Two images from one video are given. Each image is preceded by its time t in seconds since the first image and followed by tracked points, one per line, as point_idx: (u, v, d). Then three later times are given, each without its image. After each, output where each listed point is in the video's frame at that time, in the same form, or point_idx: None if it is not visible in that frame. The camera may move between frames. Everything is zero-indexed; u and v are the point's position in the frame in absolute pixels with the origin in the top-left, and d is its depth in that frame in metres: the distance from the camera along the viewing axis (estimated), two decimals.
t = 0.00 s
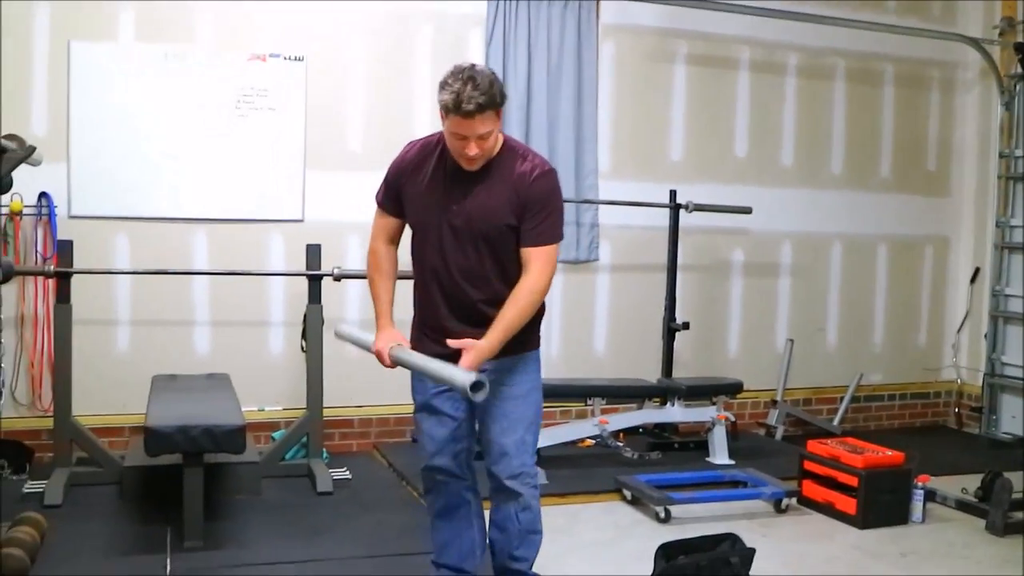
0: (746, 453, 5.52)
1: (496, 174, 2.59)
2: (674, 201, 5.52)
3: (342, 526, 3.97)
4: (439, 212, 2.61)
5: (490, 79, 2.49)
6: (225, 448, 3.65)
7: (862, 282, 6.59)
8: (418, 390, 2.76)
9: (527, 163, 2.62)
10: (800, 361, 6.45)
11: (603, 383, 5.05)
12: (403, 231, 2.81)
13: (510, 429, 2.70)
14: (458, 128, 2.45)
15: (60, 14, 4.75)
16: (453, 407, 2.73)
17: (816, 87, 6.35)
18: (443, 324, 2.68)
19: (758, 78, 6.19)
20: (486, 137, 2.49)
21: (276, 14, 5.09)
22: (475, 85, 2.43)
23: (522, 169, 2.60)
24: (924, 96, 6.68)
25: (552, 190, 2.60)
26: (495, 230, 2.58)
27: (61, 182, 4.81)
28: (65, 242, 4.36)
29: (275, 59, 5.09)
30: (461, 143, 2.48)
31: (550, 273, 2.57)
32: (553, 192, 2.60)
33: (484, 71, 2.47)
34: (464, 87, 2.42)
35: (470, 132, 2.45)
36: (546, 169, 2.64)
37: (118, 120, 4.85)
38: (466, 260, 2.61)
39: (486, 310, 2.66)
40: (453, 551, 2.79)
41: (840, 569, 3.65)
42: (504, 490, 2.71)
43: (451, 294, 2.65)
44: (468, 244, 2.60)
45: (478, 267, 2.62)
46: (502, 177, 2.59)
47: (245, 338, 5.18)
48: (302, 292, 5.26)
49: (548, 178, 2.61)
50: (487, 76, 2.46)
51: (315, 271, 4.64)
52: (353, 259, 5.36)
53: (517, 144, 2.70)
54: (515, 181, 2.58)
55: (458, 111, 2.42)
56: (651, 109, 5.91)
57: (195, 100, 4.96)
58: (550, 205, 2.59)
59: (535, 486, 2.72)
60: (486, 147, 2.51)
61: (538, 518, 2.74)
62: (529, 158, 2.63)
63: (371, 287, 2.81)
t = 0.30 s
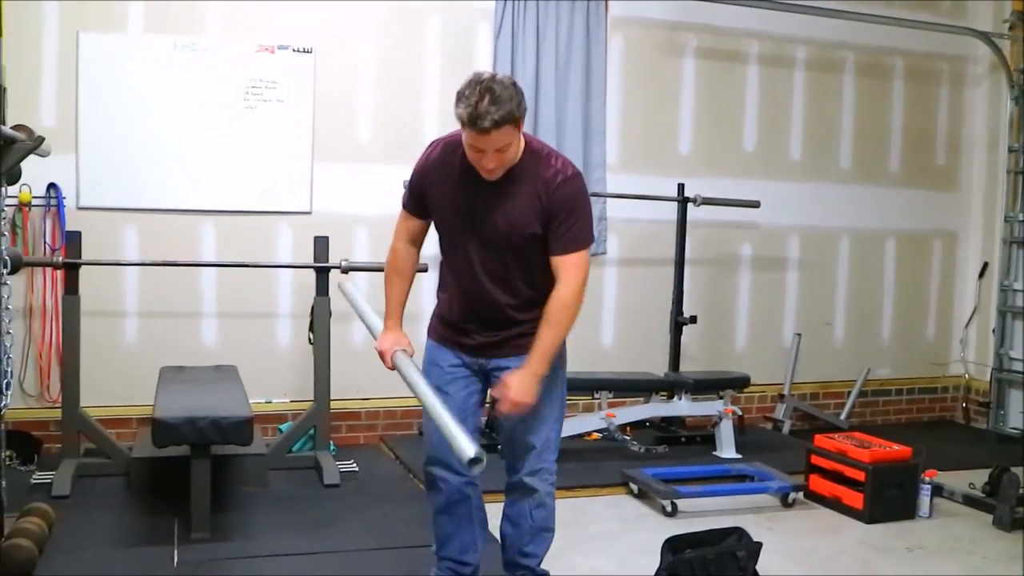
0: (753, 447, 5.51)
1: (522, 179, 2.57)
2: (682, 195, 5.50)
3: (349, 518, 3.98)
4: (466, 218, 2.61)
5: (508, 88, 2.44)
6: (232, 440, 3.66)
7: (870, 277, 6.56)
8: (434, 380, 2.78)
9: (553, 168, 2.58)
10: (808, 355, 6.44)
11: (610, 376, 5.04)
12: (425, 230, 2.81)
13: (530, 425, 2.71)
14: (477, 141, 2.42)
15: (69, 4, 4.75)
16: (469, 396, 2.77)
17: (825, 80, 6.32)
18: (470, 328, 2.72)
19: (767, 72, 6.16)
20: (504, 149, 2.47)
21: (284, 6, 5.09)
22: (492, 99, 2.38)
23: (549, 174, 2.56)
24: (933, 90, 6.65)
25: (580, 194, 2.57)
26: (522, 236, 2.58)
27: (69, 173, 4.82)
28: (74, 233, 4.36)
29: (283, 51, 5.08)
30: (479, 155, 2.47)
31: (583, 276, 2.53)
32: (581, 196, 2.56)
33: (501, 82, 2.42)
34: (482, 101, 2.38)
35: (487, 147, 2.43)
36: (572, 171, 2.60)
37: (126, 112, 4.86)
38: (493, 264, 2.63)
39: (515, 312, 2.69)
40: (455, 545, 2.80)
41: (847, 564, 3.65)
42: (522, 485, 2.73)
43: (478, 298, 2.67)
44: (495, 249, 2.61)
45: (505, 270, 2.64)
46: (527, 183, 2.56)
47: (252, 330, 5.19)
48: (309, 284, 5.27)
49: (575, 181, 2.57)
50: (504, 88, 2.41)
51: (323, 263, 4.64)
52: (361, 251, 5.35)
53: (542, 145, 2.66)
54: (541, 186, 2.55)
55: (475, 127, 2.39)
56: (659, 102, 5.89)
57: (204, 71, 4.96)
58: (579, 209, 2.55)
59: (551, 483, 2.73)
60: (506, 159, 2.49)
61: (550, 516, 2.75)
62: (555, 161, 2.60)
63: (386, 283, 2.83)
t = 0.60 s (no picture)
0: (757, 443, 5.51)
1: (495, 215, 2.52)
2: (686, 190, 5.49)
3: (352, 513, 3.98)
4: (448, 255, 2.60)
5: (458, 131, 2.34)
6: (236, 434, 3.66)
7: (874, 273, 6.55)
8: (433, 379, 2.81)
9: (524, 198, 2.52)
10: (812, 350, 6.43)
11: (614, 371, 5.04)
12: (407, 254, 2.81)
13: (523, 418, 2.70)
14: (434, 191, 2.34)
15: None
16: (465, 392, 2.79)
17: (830, 75, 6.30)
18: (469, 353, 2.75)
19: (772, 67, 6.15)
20: (462, 196, 2.39)
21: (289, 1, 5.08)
22: (443, 149, 2.29)
23: (521, 208, 2.51)
24: (939, 86, 6.62)
25: (556, 221, 2.51)
26: (509, 267, 2.57)
27: (74, 168, 4.82)
28: (78, 227, 4.37)
29: (288, 45, 5.08)
30: (438, 203, 2.39)
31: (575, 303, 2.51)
32: (558, 225, 2.51)
33: (450, 128, 2.31)
34: (434, 154, 2.29)
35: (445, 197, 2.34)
36: (545, 196, 2.54)
37: (132, 107, 4.86)
38: (484, 292, 2.64)
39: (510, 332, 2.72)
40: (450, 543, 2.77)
41: (851, 559, 3.65)
42: (519, 479, 2.70)
43: (474, 326, 2.70)
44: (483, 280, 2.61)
45: (495, 297, 2.65)
46: (503, 218, 2.52)
47: (257, 325, 5.19)
48: (313, 279, 5.27)
49: (550, 208, 2.52)
50: (458, 136, 2.30)
51: (327, 258, 4.64)
52: (365, 245, 5.35)
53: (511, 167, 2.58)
54: (516, 222, 2.50)
55: (429, 180, 2.30)
56: (664, 97, 5.88)
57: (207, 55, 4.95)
58: (557, 241, 2.50)
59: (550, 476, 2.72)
60: (468, 202, 2.41)
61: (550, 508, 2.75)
62: (526, 189, 2.53)
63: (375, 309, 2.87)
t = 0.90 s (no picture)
0: (760, 393, 5.52)
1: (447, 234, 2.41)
2: (692, 141, 5.43)
3: (357, 462, 4.01)
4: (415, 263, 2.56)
5: (401, 166, 2.24)
6: (241, 383, 3.68)
7: (880, 224, 6.51)
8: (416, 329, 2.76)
9: (473, 219, 2.37)
10: (816, 301, 6.42)
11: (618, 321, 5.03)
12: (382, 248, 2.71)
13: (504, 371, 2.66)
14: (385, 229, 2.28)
15: None
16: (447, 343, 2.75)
17: (839, 25, 6.21)
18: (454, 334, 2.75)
19: (780, 17, 6.05)
20: (417, 228, 2.31)
21: None
22: (383, 192, 2.20)
23: (468, 228, 2.38)
24: (949, 35, 6.52)
25: (501, 246, 2.33)
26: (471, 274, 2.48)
27: (76, 120, 4.78)
28: (81, 180, 4.33)
29: None
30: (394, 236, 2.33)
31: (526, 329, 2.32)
32: (503, 250, 2.33)
33: (389, 167, 2.21)
34: (376, 197, 2.21)
35: (398, 234, 2.28)
36: (492, 217, 2.37)
37: (132, 58, 4.80)
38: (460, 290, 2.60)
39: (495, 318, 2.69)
40: (451, 492, 2.84)
41: (852, 507, 3.67)
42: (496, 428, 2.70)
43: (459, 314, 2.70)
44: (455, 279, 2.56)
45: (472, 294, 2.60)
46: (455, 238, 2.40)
47: (261, 276, 5.19)
48: (317, 230, 5.25)
49: (497, 229, 2.35)
50: (396, 177, 2.20)
51: (330, 208, 4.61)
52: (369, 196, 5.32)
53: (465, 180, 2.42)
54: (469, 243, 2.38)
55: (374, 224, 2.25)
56: (670, 48, 5.80)
57: (207, 41, 4.90)
58: (498, 271, 2.33)
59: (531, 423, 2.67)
60: (426, 231, 2.33)
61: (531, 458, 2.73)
62: (475, 209, 2.38)
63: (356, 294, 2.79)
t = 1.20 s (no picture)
0: (769, 313, 5.52)
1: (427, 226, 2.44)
2: (703, 60, 5.32)
3: (366, 379, 4.04)
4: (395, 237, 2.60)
5: (386, 183, 2.22)
6: (251, 299, 3.68)
7: (893, 145, 6.41)
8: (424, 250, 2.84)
9: (452, 219, 2.40)
10: (826, 221, 6.38)
11: (627, 240, 5.01)
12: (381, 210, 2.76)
13: (511, 288, 2.69)
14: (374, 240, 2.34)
15: None
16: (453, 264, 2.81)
17: None
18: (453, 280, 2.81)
19: None
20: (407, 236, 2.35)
21: None
22: (369, 214, 2.23)
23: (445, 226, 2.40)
24: None
25: (475, 252, 2.37)
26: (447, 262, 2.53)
27: (78, 38, 4.69)
28: (86, 98, 4.26)
29: None
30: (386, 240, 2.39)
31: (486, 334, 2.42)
32: (474, 257, 2.37)
33: (373, 187, 2.21)
34: (363, 218, 2.24)
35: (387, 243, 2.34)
36: (471, 221, 2.39)
37: None
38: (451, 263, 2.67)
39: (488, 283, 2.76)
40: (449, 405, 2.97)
41: (859, 425, 3.69)
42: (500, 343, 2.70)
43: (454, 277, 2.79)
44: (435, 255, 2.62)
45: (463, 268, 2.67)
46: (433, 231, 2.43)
47: (268, 195, 5.16)
48: (324, 148, 5.19)
49: (471, 236, 2.38)
50: (378, 201, 2.21)
51: (338, 126, 4.55)
52: (378, 114, 5.23)
53: (453, 175, 2.41)
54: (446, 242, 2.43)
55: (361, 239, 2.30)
56: None
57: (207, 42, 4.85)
58: (466, 277, 2.38)
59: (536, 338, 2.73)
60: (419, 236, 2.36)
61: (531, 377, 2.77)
62: (455, 208, 2.39)
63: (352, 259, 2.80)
